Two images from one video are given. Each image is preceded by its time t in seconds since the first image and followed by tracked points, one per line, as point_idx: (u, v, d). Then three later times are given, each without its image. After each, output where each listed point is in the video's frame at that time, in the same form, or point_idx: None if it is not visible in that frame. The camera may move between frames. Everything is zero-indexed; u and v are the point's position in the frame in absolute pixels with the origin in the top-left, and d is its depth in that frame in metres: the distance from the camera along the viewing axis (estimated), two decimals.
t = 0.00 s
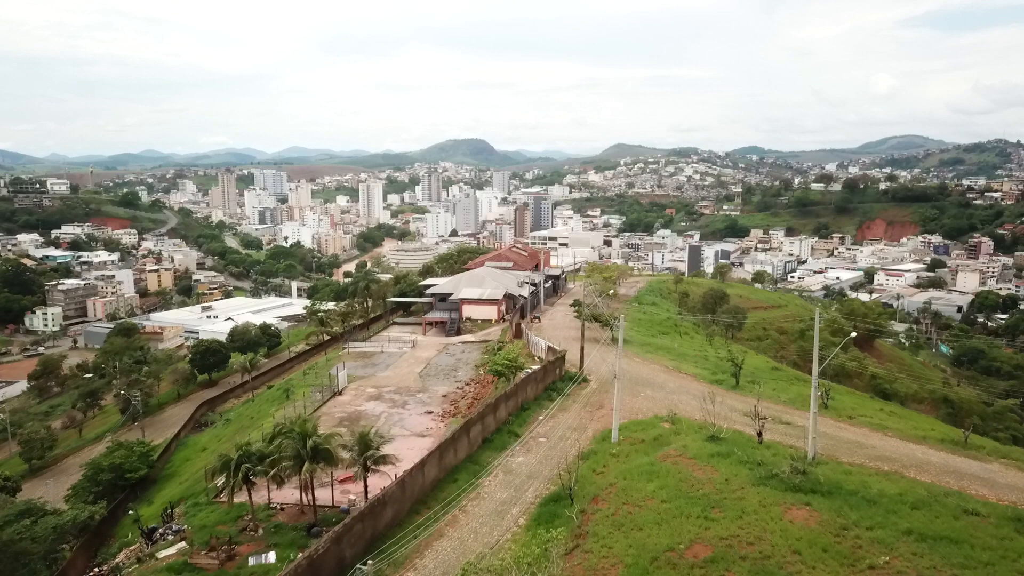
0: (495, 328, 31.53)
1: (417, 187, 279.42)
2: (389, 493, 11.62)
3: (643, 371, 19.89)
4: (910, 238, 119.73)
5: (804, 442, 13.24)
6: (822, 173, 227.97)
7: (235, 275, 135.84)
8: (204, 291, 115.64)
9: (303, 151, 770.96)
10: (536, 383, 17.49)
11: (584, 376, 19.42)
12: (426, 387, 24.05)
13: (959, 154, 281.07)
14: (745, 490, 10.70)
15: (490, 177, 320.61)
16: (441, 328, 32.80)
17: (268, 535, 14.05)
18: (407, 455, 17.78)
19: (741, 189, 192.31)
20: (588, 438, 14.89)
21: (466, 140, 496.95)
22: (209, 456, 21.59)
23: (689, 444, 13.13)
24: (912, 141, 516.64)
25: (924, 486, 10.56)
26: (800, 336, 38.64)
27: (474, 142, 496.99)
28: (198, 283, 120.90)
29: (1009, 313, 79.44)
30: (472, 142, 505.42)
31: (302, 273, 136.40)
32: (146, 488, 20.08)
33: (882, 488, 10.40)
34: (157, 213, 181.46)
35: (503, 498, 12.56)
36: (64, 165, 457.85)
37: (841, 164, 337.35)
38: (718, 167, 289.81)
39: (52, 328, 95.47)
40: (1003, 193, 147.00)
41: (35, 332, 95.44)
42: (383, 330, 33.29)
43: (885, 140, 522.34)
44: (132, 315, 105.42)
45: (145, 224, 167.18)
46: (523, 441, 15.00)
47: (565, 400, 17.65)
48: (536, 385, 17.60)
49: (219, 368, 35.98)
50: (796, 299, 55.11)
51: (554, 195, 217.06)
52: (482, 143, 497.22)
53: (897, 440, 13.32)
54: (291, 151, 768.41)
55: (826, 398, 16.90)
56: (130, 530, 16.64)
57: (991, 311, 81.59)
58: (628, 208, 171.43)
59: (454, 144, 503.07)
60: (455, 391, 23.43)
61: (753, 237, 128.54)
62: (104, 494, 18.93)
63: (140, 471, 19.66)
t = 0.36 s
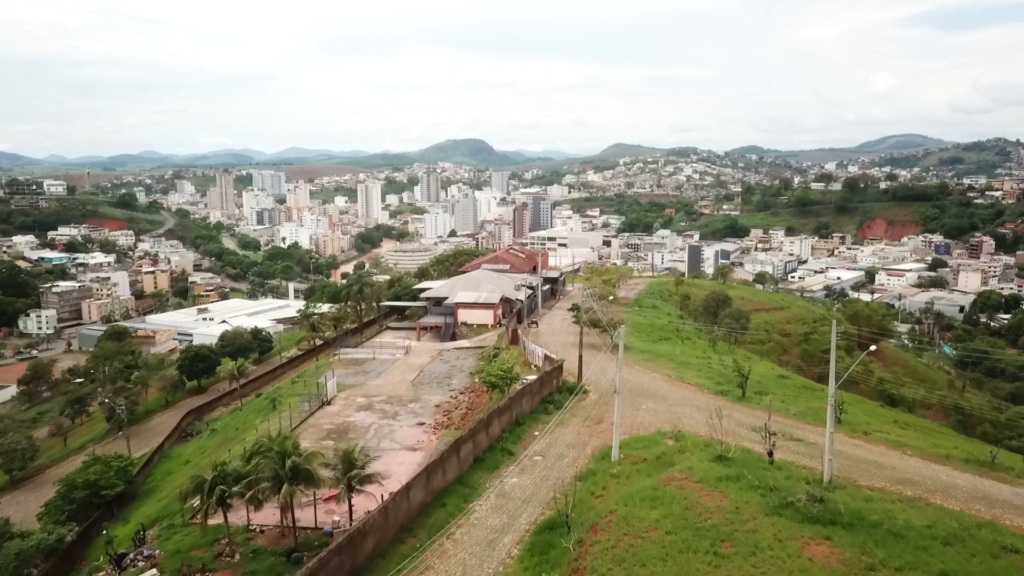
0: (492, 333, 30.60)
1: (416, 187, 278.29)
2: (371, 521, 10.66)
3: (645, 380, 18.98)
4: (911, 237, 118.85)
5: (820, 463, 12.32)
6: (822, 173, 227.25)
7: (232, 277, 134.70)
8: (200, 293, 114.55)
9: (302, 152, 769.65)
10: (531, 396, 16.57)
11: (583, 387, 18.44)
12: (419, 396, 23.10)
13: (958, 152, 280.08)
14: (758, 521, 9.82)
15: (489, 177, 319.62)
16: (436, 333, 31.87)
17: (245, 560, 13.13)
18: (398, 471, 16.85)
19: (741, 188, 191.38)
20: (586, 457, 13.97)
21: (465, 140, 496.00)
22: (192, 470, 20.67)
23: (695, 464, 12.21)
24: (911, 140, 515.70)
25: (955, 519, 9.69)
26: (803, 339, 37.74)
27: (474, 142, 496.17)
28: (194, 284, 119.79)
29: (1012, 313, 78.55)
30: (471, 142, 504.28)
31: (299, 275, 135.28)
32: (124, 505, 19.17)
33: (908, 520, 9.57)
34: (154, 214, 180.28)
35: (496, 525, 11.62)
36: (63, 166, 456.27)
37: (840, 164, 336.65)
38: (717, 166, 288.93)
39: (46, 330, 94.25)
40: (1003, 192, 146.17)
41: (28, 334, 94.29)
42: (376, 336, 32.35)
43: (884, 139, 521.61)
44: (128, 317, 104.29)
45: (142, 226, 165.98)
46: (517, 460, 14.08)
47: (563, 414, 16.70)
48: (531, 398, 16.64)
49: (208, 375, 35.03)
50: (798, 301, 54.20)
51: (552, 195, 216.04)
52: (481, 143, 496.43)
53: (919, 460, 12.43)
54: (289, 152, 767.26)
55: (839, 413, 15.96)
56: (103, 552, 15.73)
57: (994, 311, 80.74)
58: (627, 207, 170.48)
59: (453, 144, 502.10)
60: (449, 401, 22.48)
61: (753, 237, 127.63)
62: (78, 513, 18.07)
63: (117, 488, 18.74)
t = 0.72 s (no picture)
0: (487, 339, 29.72)
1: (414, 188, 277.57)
2: (349, 554, 9.76)
3: (646, 391, 18.10)
4: (911, 237, 118.07)
5: (835, 485, 11.46)
6: (821, 172, 226.45)
7: (229, 278, 133.70)
8: (196, 294, 113.60)
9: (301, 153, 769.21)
10: (527, 410, 15.69)
11: (581, 399, 17.55)
12: (411, 406, 22.21)
13: (957, 151, 279.44)
14: (773, 557, 9.03)
15: (488, 178, 318.80)
16: (430, 338, 31.00)
17: None
18: (386, 489, 15.94)
19: (741, 188, 190.59)
20: (584, 477, 13.11)
21: (464, 141, 495.24)
22: (172, 485, 19.77)
23: (700, 487, 11.36)
24: (910, 139, 515.17)
25: (986, 554, 8.95)
26: (806, 341, 36.88)
27: (473, 142, 495.78)
28: (190, 286, 118.77)
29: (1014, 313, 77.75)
30: (470, 143, 503.63)
31: (297, 276, 134.34)
32: (98, 524, 18.25)
33: (937, 557, 8.82)
34: (151, 215, 179.27)
35: (487, 556, 10.76)
36: (62, 167, 454.97)
37: (839, 164, 336.25)
38: (716, 166, 288.21)
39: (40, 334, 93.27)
40: (1003, 191, 145.51)
41: (22, 337, 93.19)
42: (368, 342, 31.43)
43: (883, 138, 521.92)
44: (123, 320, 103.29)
45: (139, 227, 164.95)
46: (510, 480, 13.20)
47: (561, 428, 15.80)
48: (526, 411, 15.74)
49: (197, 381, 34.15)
50: (799, 302, 53.37)
51: (551, 195, 215.28)
52: (480, 144, 495.92)
53: (942, 482, 11.57)
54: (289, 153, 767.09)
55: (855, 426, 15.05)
56: None
57: (996, 311, 79.95)
58: (626, 208, 169.63)
59: (452, 145, 501.44)
60: (442, 411, 21.59)
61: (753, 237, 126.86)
62: (49, 533, 17.14)
63: (92, 506, 17.92)
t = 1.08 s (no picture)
0: (483, 344, 28.90)
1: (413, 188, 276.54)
2: None
3: (647, 402, 17.28)
4: (912, 237, 117.31)
5: (851, 510, 10.66)
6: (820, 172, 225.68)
7: (226, 280, 132.77)
8: (193, 296, 112.68)
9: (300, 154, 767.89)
10: (521, 425, 14.86)
11: (578, 412, 16.73)
12: (403, 416, 21.42)
13: (956, 151, 278.88)
14: None
15: (487, 179, 317.78)
16: (424, 344, 30.16)
17: None
18: (374, 508, 15.13)
19: (740, 187, 189.80)
20: (581, 499, 12.27)
21: (463, 141, 494.38)
22: (152, 500, 19.03)
23: (706, 512, 10.54)
24: (910, 138, 514.35)
25: None
26: (810, 345, 36.07)
27: (473, 142, 495.09)
28: (186, 288, 117.80)
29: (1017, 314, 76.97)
30: (469, 143, 502.78)
31: (294, 278, 133.39)
32: (73, 543, 17.85)
33: None
34: (148, 216, 178.20)
35: None
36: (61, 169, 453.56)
37: (838, 163, 335.60)
38: (716, 165, 287.49)
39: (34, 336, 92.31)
40: (1004, 190, 144.77)
41: (16, 340, 92.21)
42: (361, 347, 30.63)
43: (882, 138, 521.31)
44: (119, 322, 102.35)
45: (136, 228, 163.92)
46: (503, 502, 12.38)
47: (558, 443, 14.99)
48: (521, 426, 14.94)
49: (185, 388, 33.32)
50: (800, 304, 52.58)
51: (550, 195, 214.32)
52: (479, 144, 495.21)
53: (969, 507, 10.78)
54: (287, 154, 765.80)
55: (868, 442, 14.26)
56: None
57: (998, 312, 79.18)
58: (626, 208, 168.82)
59: (451, 145, 500.64)
60: (435, 421, 20.78)
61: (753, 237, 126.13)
62: (21, 553, 16.62)
63: (66, 524, 17.38)
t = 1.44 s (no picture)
0: (479, 350, 28.13)
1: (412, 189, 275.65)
2: None
3: (648, 413, 16.50)
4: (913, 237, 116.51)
5: (870, 537, 9.92)
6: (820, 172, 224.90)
7: (224, 281, 131.92)
8: (189, 298, 111.77)
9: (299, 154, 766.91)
10: (515, 439, 14.10)
11: (576, 425, 15.94)
12: (394, 427, 20.64)
13: (956, 150, 278.31)
14: None
15: (486, 179, 316.93)
16: (419, 349, 29.38)
17: None
18: (361, 526, 14.38)
19: (740, 187, 189.07)
20: (580, 522, 11.51)
21: (462, 141, 493.55)
22: (131, 516, 18.34)
23: (713, 539, 9.77)
24: (909, 138, 513.57)
25: None
26: (813, 348, 35.31)
27: (472, 143, 494.35)
28: (183, 290, 116.85)
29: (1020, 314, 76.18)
30: (468, 143, 502.07)
31: (292, 279, 132.46)
32: (48, 562, 17.45)
33: None
34: (146, 217, 177.25)
35: None
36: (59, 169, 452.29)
37: (838, 163, 334.95)
38: (715, 165, 286.68)
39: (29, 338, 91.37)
40: (1005, 190, 144.06)
41: (11, 342, 91.23)
42: (354, 352, 29.85)
43: (882, 137, 520.96)
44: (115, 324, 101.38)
45: (133, 229, 162.97)
46: (495, 526, 11.60)
47: (555, 459, 14.20)
48: (516, 441, 14.15)
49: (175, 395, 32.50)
50: (802, 305, 51.82)
51: (549, 196, 213.39)
52: (479, 144, 494.41)
53: (995, 533, 10.05)
54: (287, 155, 765.30)
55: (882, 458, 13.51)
56: None
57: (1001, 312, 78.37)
58: (626, 208, 167.95)
59: (450, 146, 499.83)
60: (427, 431, 20.01)
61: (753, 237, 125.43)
62: None
63: (40, 542, 17.02)
